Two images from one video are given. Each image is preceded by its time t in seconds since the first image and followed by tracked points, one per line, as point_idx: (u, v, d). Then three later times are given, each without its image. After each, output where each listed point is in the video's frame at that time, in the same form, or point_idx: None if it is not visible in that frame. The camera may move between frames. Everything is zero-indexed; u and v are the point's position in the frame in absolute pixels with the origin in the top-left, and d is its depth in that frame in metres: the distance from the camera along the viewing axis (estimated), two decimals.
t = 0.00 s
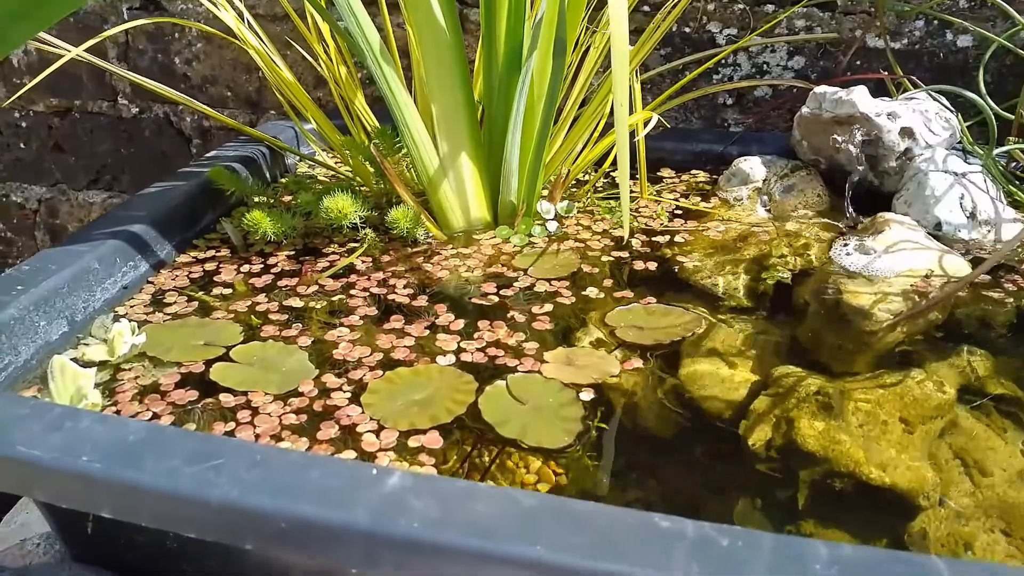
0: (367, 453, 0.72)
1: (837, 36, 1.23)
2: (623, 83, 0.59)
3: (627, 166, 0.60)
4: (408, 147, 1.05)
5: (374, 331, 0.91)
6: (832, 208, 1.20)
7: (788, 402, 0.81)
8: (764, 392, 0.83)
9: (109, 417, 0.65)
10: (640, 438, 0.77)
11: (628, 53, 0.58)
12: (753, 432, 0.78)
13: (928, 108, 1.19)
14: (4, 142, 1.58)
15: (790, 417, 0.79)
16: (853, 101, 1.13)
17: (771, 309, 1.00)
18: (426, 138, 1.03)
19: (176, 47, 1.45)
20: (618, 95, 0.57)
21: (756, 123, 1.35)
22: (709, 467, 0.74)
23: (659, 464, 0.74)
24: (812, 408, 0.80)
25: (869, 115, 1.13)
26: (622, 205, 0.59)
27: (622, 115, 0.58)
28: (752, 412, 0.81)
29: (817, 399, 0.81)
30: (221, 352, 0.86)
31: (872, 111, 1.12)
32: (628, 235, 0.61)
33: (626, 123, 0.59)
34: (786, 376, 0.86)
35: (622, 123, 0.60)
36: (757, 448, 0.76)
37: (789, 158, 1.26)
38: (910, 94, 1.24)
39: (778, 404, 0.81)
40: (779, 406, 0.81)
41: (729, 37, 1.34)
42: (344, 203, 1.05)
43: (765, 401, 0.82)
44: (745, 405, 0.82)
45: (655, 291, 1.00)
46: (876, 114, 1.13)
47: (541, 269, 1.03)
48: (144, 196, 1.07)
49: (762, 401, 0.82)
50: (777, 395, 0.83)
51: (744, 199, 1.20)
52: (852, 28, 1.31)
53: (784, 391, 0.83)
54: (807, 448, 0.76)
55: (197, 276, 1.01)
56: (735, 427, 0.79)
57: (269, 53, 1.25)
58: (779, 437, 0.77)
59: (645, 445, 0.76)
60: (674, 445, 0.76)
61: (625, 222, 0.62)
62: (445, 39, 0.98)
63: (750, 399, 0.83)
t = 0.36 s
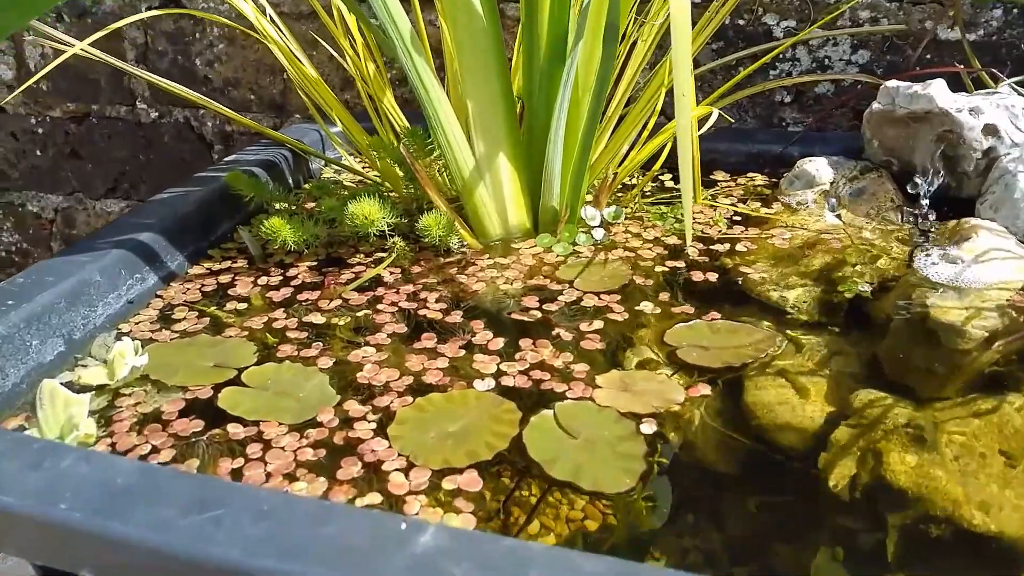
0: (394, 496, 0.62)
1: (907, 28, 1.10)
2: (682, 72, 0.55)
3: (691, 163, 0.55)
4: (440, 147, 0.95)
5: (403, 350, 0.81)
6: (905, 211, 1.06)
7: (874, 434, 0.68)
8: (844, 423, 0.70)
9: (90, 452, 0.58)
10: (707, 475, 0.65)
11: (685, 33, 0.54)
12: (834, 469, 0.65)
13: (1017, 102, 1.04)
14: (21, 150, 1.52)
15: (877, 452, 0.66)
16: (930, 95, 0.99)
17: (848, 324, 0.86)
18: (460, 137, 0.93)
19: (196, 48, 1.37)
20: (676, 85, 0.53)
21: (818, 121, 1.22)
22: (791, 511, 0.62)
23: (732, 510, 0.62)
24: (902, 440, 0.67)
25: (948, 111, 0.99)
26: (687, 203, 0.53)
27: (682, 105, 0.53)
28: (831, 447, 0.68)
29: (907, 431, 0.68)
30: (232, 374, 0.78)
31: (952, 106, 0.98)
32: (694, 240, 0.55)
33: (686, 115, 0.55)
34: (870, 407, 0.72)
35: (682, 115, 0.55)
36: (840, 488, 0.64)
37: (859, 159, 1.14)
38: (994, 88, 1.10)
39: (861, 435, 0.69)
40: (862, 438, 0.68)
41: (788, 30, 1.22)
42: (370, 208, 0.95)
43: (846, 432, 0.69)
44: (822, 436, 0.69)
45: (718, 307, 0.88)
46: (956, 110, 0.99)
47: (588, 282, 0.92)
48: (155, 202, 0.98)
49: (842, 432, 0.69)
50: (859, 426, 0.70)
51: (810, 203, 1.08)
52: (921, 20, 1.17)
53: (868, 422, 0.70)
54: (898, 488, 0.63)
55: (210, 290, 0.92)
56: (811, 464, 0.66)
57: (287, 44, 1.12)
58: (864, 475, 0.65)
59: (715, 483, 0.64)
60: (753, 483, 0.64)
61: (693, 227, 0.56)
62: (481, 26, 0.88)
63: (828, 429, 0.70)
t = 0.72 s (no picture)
0: (406, 543, 0.52)
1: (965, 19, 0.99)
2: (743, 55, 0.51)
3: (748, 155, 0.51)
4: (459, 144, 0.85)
5: (416, 369, 0.71)
6: (970, 216, 0.95)
7: (951, 460, 0.58)
8: (916, 448, 0.60)
9: (39, 494, 0.47)
10: (778, 515, 0.54)
11: (746, 11, 0.49)
12: (906, 502, 0.54)
13: None
14: (14, 159, 1.49)
15: (958, 479, 0.56)
16: (1000, 87, 0.89)
17: (926, 338, 0.74)
18: (482, 132, 0.83)
19: (195, 49, 1.32)
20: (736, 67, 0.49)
21: (867, 121, 1.12)
22: (889, 561, 0.50)
23: (809, 557, 0.50)
24: (986, 469, 0.57)
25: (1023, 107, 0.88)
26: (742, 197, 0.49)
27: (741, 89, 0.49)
28: (902, 477, 0.57)
29: (992, 458, 0.58)
30: (220, 398, 0.68)
31: None
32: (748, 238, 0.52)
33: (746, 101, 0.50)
34: (947, 430, 0.61)
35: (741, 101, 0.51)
36: (916, 525, 0.53)
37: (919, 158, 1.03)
38: None
39: (937, 463, 0.58)
40: (940, 466, 0.57)
41: (835, 23, 1.13)
42: (381, 211, 0.84)
43: (920, 459, 0.58)
44: (891, 466, 0.58)
45: (774, 320, 0.77)
46: None
47: (625, 294, 0.82)
48: (143, 207, 0.89)
49: (915, 459, 0.59)
50: (935, 452, 0.59)
51: (865, 207, 0.97)
52: (982, 10, 1.07)
53: (944, 448, 0.59)
54: (984, 525, 0.53)
55: (200, 302, 0.82)
56: (883, 494, 0.56)
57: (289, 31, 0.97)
58: (945, 508, 0.54)
59: (789, 523, 0.53)
60: (838, 525, 0.53)
61: (748, 220, 0.52)
62: (507, 8, 0.79)
63: (897, 458, 0.59)
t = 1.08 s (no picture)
0: (420, 565, 0.47)
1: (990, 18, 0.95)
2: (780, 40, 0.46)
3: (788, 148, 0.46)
4: (469, 140, 0.81)
5: (425, 376, 0.66)
6: (1005, 221, 0.91)
7: (999, 481, 0.53)
8: (958, 463, 0.55)
9: (17, 508, 0.43)
10: (824, 534, 0.49)
11: None
12: (952, 521, 0.50)
13: None
14: (6, 162, 1.45)
15: (1009, 500, 0.52)
16: None
17: (968, 346, 0.70)
18: (494, 127, 0.79)
19: (193, 49, 1.29)
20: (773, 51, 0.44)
21: (890, 122, 1.10)
22: None
23: None
24: None
25: None
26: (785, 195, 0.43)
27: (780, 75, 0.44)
28: (946, 494, 0.53)
29: None
30: (216, 406, 0.63)
31: None
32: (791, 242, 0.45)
33: (785, 88, 0.45)
34: (991, 443, 0.57)
35: (779, 88, 0.45)
36: (964, 545, 0.48)
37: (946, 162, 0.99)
38: None
39: (983, 480, 0.54)
40: (986, 484, 0.53)
41: (857, 20, 1.12)
42: (387, 210, 0.79)
43: (963, 477, 0.54)
44: (940, 481, 0.54)
45: (807, 326, 0.73)
46: None
47: (646, 298, 0.77)
48: (136, 205, 0.85)
49: (959, 474, 0.54)
50: (980, 467, 0.55)
51: (893, 211, 0.94)
52: (1010, 7, 1.05)
53: (990, 463, 0.55)
54: None
55: (196, 305, 0.78)
56: (926, 510, 0.51)
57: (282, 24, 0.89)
58: (994, 528, 0.49)
59: (836, 540, 0.49)
60: (890, 545, 0.48)
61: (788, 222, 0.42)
62: None
63: (939, 475, 0.55)
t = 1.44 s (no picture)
0: None
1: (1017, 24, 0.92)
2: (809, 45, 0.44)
3: (820, 154, 0.44)
4: (485, 150, 0.79)
5: (441, 393, 0.64)
6: None
7: None
8: (1001, 478, 0.52)
9: (17, 532, 0.40)
10: (870, 558, 0.46)
11: None
12: (996, 539, 0.47)
13: None
14: (14, 179, 1.44)
15: None
16: None
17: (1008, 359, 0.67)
18: (510, 136, 0.77)
19: (202, 63, 1.28)
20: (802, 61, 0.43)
21: (913, 133, 1.08)
22: None
23: None
24: None
25: None
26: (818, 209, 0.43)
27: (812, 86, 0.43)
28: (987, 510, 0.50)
29: None
30: (225, 425, 0.60)
31: None
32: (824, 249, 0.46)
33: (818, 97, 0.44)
34: None
35: (812, 94, 0.44)
36: (1011, 563, 0.45)
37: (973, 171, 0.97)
38: None
39: None
40: None
41: (877, 28, 1.10)
42: (402, 222, 0.77)
43: (1007, 493, 0.51)
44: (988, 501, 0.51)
45: (839, 339, 0.70)
46: None
47: (669, 312, 0.75)
48: (144, 219, 0.83)
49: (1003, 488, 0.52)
50: None
51: (920, 221, 0.91)
52: None
53: None
54: None
55: (205, 321, 0.75)
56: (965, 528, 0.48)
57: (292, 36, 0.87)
58: None
59: (881, 561, 0.46)
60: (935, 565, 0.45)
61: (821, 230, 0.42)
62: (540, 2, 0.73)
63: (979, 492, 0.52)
